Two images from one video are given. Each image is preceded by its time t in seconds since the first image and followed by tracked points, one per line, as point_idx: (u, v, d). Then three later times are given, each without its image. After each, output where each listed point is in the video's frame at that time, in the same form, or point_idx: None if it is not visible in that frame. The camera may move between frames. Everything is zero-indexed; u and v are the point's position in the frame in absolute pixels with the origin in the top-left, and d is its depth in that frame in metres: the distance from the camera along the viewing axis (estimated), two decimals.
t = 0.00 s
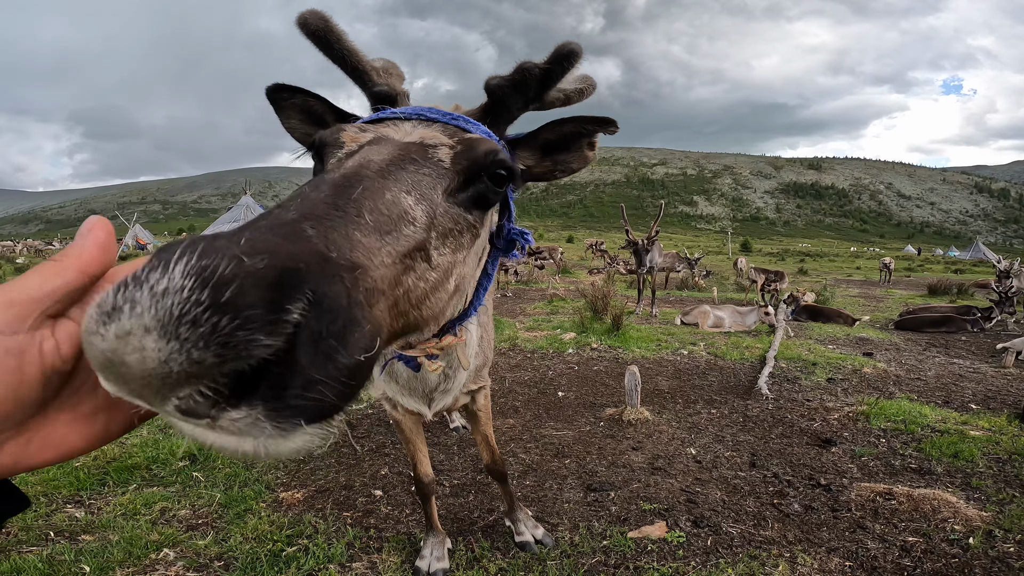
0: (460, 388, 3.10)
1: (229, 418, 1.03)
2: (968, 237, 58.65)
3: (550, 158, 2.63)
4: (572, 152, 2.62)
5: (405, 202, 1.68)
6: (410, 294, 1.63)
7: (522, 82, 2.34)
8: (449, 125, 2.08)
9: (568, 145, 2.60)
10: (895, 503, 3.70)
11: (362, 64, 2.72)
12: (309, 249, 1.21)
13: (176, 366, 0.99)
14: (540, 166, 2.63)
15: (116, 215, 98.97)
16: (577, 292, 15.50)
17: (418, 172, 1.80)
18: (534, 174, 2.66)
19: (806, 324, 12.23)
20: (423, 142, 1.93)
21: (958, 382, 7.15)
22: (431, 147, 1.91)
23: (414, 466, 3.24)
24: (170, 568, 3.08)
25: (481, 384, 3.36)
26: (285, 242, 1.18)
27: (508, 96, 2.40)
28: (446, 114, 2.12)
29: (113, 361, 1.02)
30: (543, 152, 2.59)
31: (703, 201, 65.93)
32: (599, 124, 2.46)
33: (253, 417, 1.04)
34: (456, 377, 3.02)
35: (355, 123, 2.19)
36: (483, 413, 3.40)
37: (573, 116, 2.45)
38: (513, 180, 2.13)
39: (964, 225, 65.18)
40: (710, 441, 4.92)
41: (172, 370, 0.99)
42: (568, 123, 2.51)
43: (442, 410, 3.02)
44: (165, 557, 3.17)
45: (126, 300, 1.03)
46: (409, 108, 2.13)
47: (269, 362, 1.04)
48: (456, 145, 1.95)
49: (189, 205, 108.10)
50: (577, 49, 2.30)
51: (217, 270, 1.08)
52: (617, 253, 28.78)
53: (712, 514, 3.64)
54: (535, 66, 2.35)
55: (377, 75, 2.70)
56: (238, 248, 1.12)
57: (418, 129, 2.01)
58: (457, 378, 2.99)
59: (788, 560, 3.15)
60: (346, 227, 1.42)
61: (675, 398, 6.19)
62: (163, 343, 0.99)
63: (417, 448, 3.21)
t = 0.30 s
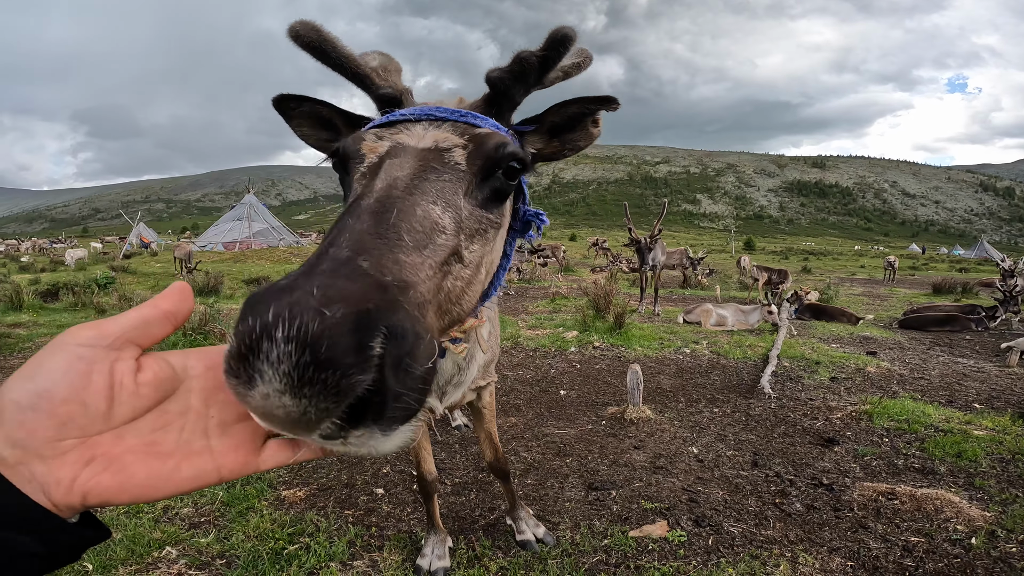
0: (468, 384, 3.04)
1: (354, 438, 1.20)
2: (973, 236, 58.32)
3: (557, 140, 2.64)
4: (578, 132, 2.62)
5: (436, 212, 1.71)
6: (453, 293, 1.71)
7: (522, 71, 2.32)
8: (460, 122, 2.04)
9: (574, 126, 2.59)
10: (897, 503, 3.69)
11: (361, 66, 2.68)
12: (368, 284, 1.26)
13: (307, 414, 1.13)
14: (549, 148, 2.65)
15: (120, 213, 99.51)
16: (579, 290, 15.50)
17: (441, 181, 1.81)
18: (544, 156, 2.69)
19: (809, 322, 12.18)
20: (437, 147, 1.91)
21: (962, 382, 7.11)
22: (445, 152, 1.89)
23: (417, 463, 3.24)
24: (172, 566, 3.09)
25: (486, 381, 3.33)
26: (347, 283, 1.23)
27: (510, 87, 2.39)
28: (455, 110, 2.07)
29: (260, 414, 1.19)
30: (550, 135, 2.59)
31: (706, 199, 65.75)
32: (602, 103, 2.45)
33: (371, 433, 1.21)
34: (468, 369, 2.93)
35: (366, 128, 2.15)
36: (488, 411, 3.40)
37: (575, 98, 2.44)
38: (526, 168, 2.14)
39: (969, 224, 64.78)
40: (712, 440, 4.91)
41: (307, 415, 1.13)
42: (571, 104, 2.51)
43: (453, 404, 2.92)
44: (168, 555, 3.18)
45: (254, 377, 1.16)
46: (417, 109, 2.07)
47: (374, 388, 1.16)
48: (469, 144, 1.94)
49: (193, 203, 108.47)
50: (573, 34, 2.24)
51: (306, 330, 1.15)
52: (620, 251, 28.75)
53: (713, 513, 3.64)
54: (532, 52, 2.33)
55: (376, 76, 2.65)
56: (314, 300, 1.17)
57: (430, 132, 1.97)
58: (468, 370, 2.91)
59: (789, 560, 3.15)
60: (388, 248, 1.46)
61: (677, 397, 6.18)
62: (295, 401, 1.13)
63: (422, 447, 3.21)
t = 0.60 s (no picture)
0: (488, 373, 3.07)
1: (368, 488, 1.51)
2: (976, 235, 58.14)
3: (542, 127, 2.32)
4: (563, 115, 2.29)
5: (404, 283, 1.65)
6: (442, 340, 1.74)
7: (473, 78, 1.85)
8: (422, 155, 1.85)
9: (557, 109, 2.26)
10: (900, 502, 3.68)
11: (313, 94, 2.20)
12: (344, 398, 1.40)
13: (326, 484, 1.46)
14: (534, 136, 2.35)
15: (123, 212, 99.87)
16: (582, 289, 15.51)
17: (406, 243, 1.70)
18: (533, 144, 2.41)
19: (812, 321, 12.16)
20: (398, 199, 1.76)
21: (965, 381, 7.08)
22: (407, 205, 1.75)
23: (425, 460, 3.25)
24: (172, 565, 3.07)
25: (496, 378, 3.31)
26: (326, 399, 1.39)
27: (467, 98, 1.93)
28: (416, 139, 1.86)
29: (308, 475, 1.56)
30: (533, 123, 2.28)
31: (709, 198, 65.66)
32: (580, 79, 2.11)
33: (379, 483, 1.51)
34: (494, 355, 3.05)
35: (339, 164, 2.02)
36: (496, 408, 3.41)
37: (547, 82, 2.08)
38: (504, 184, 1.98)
39: (972, 223, 64.55)
40: (715, 439, 4.90)
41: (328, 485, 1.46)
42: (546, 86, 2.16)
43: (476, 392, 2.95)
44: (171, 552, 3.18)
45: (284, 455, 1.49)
46: (379, 144, 1.88)
47: (366, 464, 1.43)
48: (431, 187, 1.77)
49: (196, 202, 108.86)
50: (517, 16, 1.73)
51: (304, 442, 1.40)
52: (622, 249, 28.79)
53: (715, 512, 3.63)
54: (475, 51, 1.83)
55: (334, 102, 2.19)
56: (305, 419, 1.39)
57: (393, 175, 1.81)
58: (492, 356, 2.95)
59: (791, 559, 3.14)
60: (361, 342, 1.51)
61: (679, 396, 6.17)
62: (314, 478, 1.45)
63: (429, 443, 3.23)
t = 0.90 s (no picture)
0: (494, 370, 3.09)
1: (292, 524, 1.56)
2: (978, 235, 58.01)
3: (529, 175, 2.15)
4: (553, 166, 2.11)
5: (351, 345, 1.62)
6: (389, 396, 1.73)
7: (442, 120, 1.80)
8: (386, 203, 1.75)
9: (546, 159, 2.09)
10: (903, 502, 3.66)
11: (283, 113, 2.16)
12: (276, 455, 1.42)
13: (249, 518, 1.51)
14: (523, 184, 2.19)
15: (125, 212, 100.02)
16: (584, 288, 15.51)
17: (357, 304, 1.64)
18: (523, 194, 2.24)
19: (813, 321, 12.14)
20: (354, 251, 1.67)
21: (969, 381, 7.05)
22: (362, 261, 1.66)
23: (427, 457, 3.25)
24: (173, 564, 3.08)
25: (502, 375, 3.28)
26: (259, 452, 1.42)
27: (440, 138, 1.87)
28: (381, 184, 1.76)
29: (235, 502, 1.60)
30: (520, 169, 2.11)
31: (711, 197, 65.54)
32: (572, 130, 1.94)
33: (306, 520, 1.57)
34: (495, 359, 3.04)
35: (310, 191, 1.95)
36: (501, 405, 3.40)
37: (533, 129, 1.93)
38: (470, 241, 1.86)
39: (975, 222, 64.38)
40: (717, 438, 4.89)
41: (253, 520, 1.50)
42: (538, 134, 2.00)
43: (479, 393, 3.00)
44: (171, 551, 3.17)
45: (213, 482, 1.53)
46: (345, 184, 1.80)
47: (292, 510, 1.48)
48: (390, 246, 1.68)
49: (198, 201, 108.99)
50: (489, 55, 1.61)
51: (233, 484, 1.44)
52: (624, 249, 28.77)
53: (717, 511, 3.61)
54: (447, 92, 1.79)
55: (308, 122, 2.13)
56: (238, 465, 1.43)
57: (351, 223, 1.72)
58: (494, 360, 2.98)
59: (794, 559, 3.12)
60: (299, 402, 1.50)
61: (681, 395, 6.15)
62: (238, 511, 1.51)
63: (432, 441, 3.22)
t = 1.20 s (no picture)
0: (486, 372, 3.08)
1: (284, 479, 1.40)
2: (984, 232, 57.60)
3: (529, 146, 2.35)
4: (550, 139, 2.32)
5: (374, 274, 1.65)
6: (403, 342, 1.72)
7: (474, 87, 1.96)
8: (408, 156, 1.86)
9: (546, 132, 2.30)
10: (909, 501, 3.62)
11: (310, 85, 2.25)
12: (297, 371, 1.36)
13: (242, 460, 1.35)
14: (520, 157, 2.39)
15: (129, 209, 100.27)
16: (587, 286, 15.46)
17: (381, 236, 1.71)
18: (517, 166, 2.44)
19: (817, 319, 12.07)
20: (380, 192, 1.76)
21: (974, 380, 7.00)
22: (387, 199, 1.75)
23: (429, 455, 3.24)
24: (177, 561, 3.09)
25: (502, 373, 3.29)
26: (276, 369, 1.34)
27: (466, 106, 2.04)
28: (404, 140, 1.89)
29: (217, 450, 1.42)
30: (521, 143, 2.32)
31: (714, 195, 65.29)
32: (571, 106, 2.17)
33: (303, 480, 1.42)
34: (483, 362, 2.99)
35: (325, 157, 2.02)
36: (502, 403, 3.37)
37: (538, 106, 2.13)
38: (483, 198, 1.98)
39: (980, 220, 63.95)
40: (721, 437, 4.86)
41: (244, 456, 1.34)
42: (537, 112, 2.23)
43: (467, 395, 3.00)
44: (173, 550, 3.18)
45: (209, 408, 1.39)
46: (366, 142, 1.90)
47: (301, 446, 1.36)
48: (412, 186, 1.78)
49: (201, 199, 109.20)
50: (524, 36, 1.85)
51: (242, 402, 1.32)
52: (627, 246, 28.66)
53: (722, 510, 3.59)
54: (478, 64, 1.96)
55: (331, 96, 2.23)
56: (252, 381, 1.33)
57: (375, 171, 1.82)
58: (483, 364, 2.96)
59: (799, 558, 3.10)
60: (320, 325, 1.48)
61: (685, 393, 6.12)
62: (229, 439, 1.34)
63: (434, 438, 3.21)
